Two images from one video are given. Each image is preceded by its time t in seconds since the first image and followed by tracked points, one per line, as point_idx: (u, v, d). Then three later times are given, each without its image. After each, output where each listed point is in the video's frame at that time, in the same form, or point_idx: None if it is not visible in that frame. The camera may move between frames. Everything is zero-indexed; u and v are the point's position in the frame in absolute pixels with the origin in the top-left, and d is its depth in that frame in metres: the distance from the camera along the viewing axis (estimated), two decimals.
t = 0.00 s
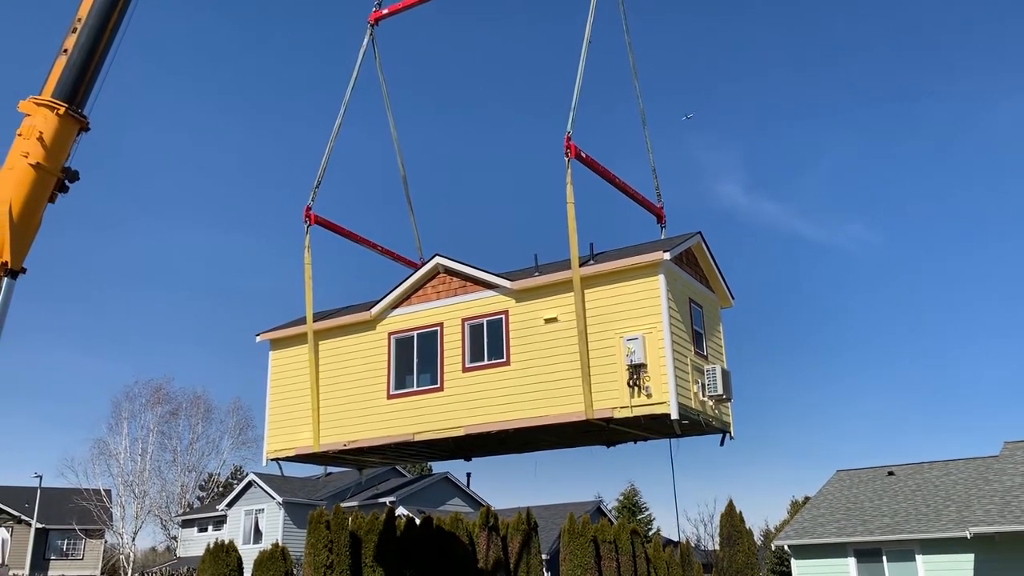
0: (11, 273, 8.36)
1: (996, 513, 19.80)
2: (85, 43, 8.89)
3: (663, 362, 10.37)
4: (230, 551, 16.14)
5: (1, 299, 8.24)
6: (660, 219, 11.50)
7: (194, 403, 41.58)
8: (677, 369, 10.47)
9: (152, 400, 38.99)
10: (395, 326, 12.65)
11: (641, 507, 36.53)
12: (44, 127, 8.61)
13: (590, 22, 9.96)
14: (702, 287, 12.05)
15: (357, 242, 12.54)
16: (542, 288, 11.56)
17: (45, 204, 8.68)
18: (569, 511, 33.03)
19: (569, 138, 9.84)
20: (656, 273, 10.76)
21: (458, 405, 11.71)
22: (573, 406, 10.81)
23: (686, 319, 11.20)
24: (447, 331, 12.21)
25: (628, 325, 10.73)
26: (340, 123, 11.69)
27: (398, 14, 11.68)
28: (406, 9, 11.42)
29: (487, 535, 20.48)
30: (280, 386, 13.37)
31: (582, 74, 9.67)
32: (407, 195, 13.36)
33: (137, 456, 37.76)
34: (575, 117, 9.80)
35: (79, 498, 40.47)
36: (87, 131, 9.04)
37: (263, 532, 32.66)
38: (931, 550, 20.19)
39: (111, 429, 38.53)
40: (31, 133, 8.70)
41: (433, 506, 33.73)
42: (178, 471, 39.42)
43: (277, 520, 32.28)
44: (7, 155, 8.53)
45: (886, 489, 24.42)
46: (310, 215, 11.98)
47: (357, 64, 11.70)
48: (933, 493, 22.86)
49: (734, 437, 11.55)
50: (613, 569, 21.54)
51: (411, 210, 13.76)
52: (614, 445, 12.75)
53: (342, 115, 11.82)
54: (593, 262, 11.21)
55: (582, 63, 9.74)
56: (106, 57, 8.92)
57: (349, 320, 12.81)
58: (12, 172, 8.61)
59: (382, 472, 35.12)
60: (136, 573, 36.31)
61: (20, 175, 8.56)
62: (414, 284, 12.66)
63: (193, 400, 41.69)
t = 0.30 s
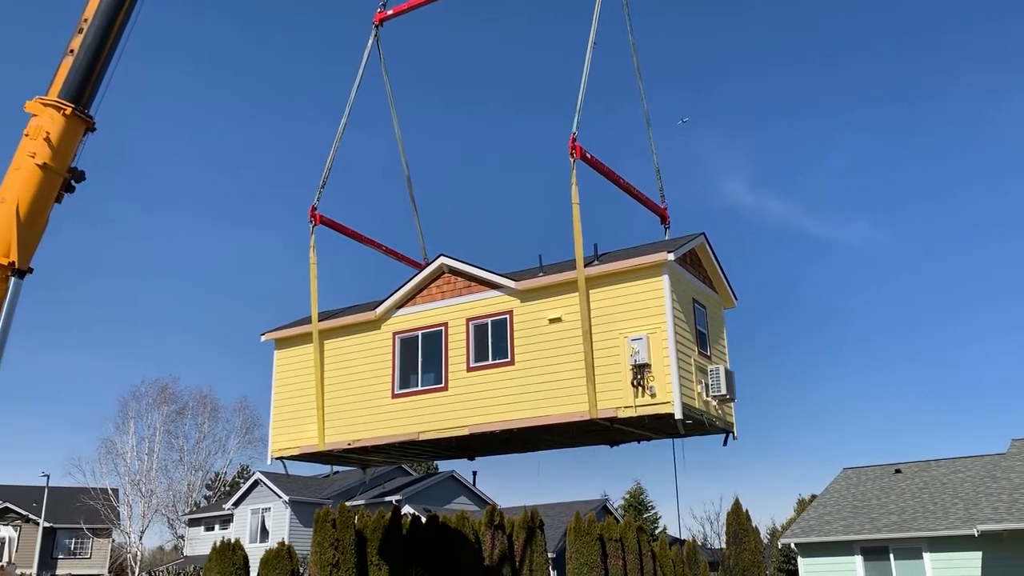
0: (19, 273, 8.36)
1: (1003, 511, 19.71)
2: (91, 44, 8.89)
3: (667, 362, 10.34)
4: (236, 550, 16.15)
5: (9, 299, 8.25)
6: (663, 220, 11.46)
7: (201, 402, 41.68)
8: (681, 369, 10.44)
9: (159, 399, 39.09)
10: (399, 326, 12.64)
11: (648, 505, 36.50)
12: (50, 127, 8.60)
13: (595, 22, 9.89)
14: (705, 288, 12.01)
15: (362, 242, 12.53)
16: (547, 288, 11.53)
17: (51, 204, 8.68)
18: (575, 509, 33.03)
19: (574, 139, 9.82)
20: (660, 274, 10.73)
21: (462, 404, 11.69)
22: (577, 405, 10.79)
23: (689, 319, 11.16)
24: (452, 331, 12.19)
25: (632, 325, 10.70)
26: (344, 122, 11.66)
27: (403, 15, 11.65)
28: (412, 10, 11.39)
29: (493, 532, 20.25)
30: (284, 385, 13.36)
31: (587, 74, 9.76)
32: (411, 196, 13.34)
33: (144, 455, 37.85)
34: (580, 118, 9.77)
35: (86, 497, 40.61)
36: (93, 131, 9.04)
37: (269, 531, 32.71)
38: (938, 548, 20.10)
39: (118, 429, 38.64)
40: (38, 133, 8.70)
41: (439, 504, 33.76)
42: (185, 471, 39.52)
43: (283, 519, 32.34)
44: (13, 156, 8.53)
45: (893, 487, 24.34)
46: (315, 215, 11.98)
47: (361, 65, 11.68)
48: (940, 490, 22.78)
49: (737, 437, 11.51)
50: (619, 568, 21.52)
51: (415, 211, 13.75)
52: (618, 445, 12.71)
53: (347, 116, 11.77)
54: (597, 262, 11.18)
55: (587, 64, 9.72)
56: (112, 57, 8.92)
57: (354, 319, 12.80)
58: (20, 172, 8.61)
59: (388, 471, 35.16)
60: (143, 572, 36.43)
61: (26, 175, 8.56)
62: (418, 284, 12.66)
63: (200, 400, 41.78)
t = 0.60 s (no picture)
0: (28, 275, 8.38)
1: (1014, 510, 19.59)
2: (99, 46, 8.89)
3: (674, 363, 10.29)
4: (245, 550, 16.16)
5: (18, 301, 8.26)
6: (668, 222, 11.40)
7: (209, 402, 41.76)
8: (688, 370, 10.40)
9: (167, 400, 39.19)
10: (406, 327, 12.61)
11: (656, 505, 36.41)
12: (59, 129, 8.60)
13: (600, 19, 9.55)
14: (711, 290, 11.95)
15: (368, 243, 12.50)
16: (554, 289, 11.49)
17: (60, 205, 8.68)
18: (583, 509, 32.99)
19: (580, 141, 9.76)
20: (666, 275, 10.68)
21: (469, 405, 11.66)
22: (584, 407, 10.76)
23: (696, 321, 11.10)
24: (458, 332, 12.16)
25: (638, 326, 10.65)
26: (349, 127, 11.21)
27: (408, 18, 11.60)
28: (416, 12, 11.34)
29: (501, 531, 20.26)
30: (291, 386, 13.36)
31: (593, 77, 9.53)
32: (416, 197, 13.27)
33: (153, 456, 37.97)
34: (585, 120, 9.70)
35: (95, 498, 40.78)
36: (101, 133, 9.04)
37: (278, 531, 32.75)
38: (949, 548, 19.97)
39: (127, 429, 38.77)
40: (46, 135, 8.70)
41: (447, 504, 33.75)
42: (193, 471, 39.62)
43: (292, 519, 32.37)
44: (22, 158, 8.54)
45: (903, 486, 24.20)
46: (322, 217, 11.95)
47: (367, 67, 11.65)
48: (950, 489, 22.66)
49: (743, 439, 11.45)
50: (628, 568, 21.46)
51: (420, 212, 13.71)
52: (623, 446, 12.67)
53: (352, 117, 11.36)
54: (603, 264, 11.14)
55: (593, 64, 9.48)
56: (120, 59, 8.91)
57: (361, 320, 12.78)
58: (28, 174, 8.62)
59: (395, 471, 35.16)
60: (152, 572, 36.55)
61: (35, 178, 8.57)
62: (425, 285, 12.63)
63: (208, 400, 41.89)
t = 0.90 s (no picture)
0: (38, 278, 8.35)
1: None
2: (108, 50, 8.86)
3: (681, 366, 10.20)
4: (254, 552, 16.15)
5: (29, 305, 8.22)
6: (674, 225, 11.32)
7: (218, 405, 41.83)
8: (695, 373, 10.30)
9: (177, 402, 39.25)
10: (413, 329, 12.55)
11: (666, 507, 36.27)
12: (69, 133, 8.57)
13: (605, 27, 9.76)
14: (718, 293, 11.85)
15: (375, 246, 12.44)
16: (561, 292, 11.41)
17: (69, 209, 8.65)
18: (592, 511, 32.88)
19: (587, 144, 9.69)
20: (673, 278, 10.59)
21: (476, 408, 11.59)
22: (591, 410, 10.67)
23: (703, 324, 11.00)
24: (465, 335, 12.10)
25: (646, 329, 10.56)
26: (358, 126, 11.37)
27: (413, 22, 11.56)
28: (422, 16, 11.29)
29: (509, 533, 20.42)
30: (299, 389, 13.31)
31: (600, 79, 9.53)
32: (422, 201, 13.22)
33: (163, 458, 38.04)
34: (592, 124, 9.65)
35: (106, 501, 40.90)
36: (110, 136, 9.01)
37: (287, 534, 32.74)
38: (961, 549, 19.78)
39: (137, 432, 38.86)
40: (56, 139, 8.66)
41: (456, 506, 33.71)
42: (203, 474, 39.67)
43: (301, 521, 32.36)
44: (32, 162, 8.50)
45: (914, 487, 24.00)
46: (329, 220, 11.91)
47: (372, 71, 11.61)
48: (963, 490, 22.47)
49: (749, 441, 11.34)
50: (638, 570, 21.33)
51: (426, 215, 13.64)
52: (630, 449, 12.56)
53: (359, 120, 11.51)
54: (611, 267, 11.06)
55: (598, 68, 9.58)
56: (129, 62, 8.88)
57: (368, 322, 12.73)
58: (38, 178, 8.59)
59: (404, 473, 35.12)
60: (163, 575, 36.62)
61: (45, 181, 8.53)
62: (432, 288, 12.57)
63: (217, 402, 41.94)
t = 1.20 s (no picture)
0: (49, 281, 8.33)
1: None
2: (118, 54, 8.87)
3: (689, 367, 10.13)
4: (264, 554, 16.15)
5: (39, 308, 8.20)
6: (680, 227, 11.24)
7: (228, 407, 41.94)
8: (703, 375, 10.23)
9: (187, 405, 39.36)
10: (421, 331, 12.51)
11: (676, 508, 36.13)
12: (79, 137, 8.57)
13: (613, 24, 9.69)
14: (725, 295, 11.76)
15: (382, 249, 12.42)
16: (569, 295, 11.35)
17: (80, 213, 8.64)
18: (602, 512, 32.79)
19: (593, 147, 9.63)
20: (681, 281, 10.52)
21: (484, 410, 11.54)
22: (599, 412, 10.61)
23: (709, 326, 10.92)
24: (473, 337, 12.05)
25: (653, 331, 10.49)
26: (364, 129, 11.44)
27: (419, 26, 11.53)
28: (428, 18, 11.26)
29: (518, 535, 20.32)
30: (308, 391, 13.29)
31: (604, 85, 9.70)
32: (429, 203, 13.19)
33: (174, 461, 38.14)
34: (598, 126, 9.60)
35: (117, 503, 41.06)
36: (120, 140, 9.01)
37: (298, 536, 32.78)
38: (975, 549, 19.62)
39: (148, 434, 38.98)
40: (66, 143, 8.66)
41: (466, 507, 33.69)
42: (214, 476, 39.76)
43: (311, 523, 32.39)
44: (43, 166, 8.50)
45: (926, 487, 23.83)
46: (336, 223, 11.89)
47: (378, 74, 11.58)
48: (976, 490, 22.28)
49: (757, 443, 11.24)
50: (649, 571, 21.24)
51: (433, 217, 13.61)
52: (636, 450, 12.48)
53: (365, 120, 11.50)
54: (618, 269, 11.00)
55: (602, 70, 9.64)
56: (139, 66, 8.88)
57: (376, 325, 12.71)
58: (49, 182, 8.58)
59: (414, 474, 35.11)
60: None
61: (55, 184, 8.52)
62: (440, 291, 12.54)
63: (228, 405, 42.03)
